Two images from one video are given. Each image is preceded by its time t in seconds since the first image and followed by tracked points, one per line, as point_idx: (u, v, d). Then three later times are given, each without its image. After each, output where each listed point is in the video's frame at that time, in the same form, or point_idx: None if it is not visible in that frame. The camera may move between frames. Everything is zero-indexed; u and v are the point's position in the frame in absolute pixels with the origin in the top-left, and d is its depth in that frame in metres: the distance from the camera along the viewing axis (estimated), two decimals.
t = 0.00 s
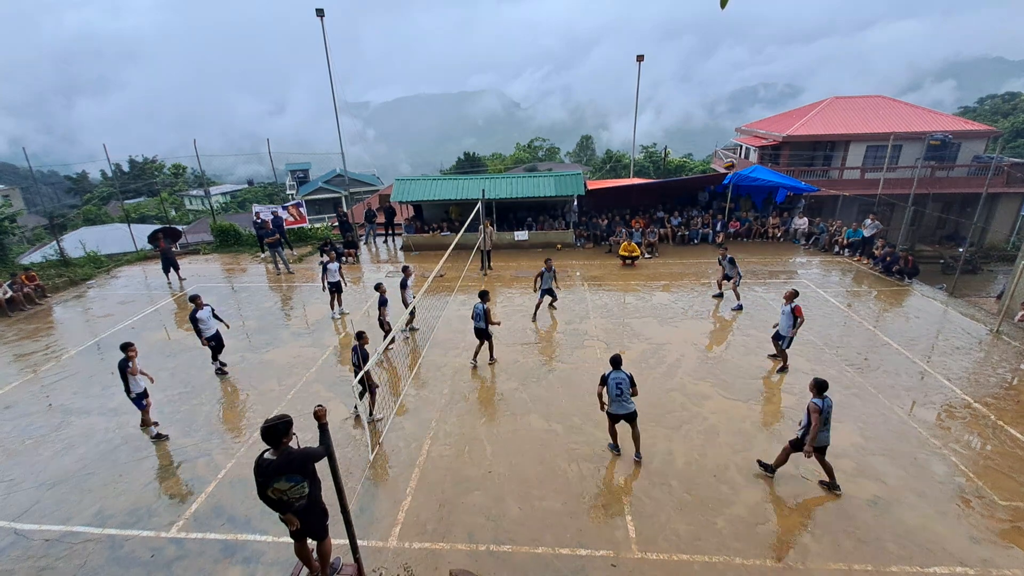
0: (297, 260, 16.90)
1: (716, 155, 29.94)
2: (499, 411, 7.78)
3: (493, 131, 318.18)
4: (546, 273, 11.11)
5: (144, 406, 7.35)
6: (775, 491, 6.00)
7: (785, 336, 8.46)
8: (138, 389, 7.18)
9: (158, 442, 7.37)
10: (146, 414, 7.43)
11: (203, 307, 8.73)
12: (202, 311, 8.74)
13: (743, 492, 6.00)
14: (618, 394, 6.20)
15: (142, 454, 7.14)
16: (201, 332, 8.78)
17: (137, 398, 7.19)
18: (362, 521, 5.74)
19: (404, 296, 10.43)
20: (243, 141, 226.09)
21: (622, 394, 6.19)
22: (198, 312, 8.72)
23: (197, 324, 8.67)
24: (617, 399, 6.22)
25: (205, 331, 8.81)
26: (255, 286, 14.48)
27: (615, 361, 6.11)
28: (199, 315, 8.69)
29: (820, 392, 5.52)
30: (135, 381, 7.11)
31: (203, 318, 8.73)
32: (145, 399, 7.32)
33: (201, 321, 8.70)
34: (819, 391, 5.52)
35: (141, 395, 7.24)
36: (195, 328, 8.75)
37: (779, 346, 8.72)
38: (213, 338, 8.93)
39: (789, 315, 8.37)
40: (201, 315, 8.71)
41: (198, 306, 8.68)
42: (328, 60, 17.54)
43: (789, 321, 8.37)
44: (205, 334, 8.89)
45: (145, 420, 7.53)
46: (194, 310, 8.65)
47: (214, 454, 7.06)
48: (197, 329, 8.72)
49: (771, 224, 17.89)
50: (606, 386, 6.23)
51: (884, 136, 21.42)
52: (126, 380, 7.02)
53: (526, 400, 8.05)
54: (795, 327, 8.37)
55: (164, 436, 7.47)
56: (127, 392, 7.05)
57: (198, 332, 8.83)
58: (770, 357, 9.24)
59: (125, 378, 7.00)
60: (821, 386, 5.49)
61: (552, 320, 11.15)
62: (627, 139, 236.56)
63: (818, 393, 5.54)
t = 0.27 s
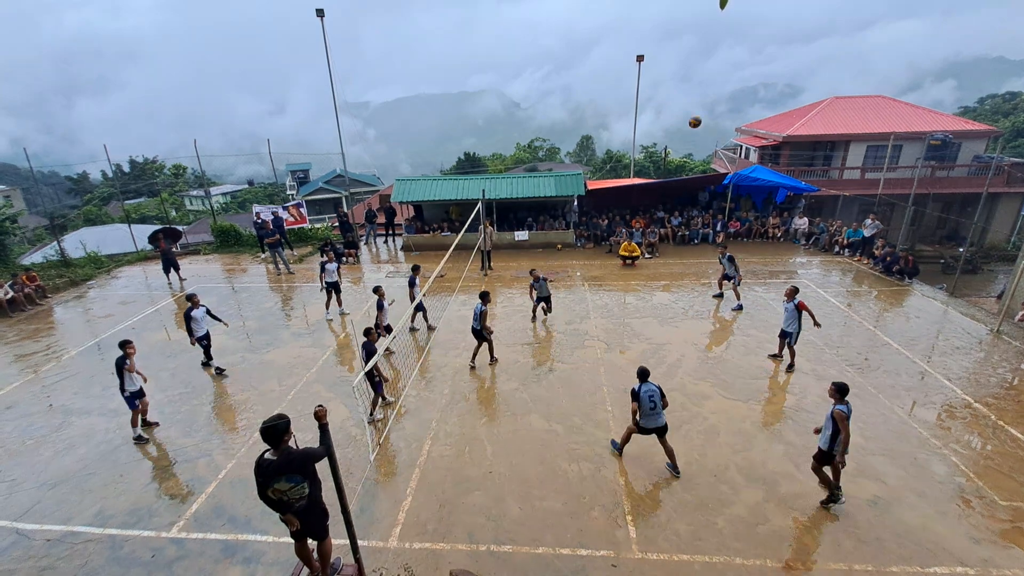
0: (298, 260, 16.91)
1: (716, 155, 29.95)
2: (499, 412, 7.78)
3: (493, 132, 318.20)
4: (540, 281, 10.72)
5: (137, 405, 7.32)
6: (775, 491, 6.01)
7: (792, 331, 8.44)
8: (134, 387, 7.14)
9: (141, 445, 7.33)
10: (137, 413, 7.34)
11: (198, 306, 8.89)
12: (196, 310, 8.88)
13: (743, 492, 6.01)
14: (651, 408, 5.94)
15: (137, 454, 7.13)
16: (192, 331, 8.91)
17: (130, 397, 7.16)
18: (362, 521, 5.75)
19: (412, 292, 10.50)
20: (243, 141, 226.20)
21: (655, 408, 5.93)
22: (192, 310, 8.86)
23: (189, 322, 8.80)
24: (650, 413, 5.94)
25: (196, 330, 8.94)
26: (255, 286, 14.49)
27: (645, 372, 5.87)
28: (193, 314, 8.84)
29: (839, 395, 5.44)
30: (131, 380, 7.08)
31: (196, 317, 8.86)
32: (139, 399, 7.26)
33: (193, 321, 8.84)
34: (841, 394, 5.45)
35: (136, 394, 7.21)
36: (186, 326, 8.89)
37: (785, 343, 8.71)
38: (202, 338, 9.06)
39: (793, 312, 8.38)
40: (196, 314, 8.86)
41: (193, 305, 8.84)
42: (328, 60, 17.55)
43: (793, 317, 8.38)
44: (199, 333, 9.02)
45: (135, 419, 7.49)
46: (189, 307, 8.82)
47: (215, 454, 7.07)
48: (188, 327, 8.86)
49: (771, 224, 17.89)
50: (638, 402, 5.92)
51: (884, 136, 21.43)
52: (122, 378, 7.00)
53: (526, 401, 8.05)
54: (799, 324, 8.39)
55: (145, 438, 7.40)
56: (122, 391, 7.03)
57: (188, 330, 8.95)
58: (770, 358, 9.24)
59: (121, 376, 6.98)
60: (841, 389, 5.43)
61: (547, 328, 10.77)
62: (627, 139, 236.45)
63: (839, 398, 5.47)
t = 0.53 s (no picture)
0: (297, 260, 16.92)
1: (716, 155, 29.96)
2: (499, 411, 7.80)
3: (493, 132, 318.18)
4: (543, 287, 10.06)
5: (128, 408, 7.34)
6: (775, 491, 6.01)
7: (797, 333, 8.47)
8: (128, 391, 7.19)
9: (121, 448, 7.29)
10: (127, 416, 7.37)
11: (190, 303, 8.97)
12: (187, 307, 8.95)
13: (744, 492, 6.01)
14: (671, 413, 5.85)
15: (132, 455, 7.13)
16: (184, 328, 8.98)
17: (123, 400, 7.19)
18: (362, 521, 5.75)
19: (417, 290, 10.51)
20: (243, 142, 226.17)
21: (675, 411, 5.86)
22: (183, 309, 8.91)
23: (181, 320, 8.87)
24: (670, 417, 5.84)
25: (188, 328, 9.01)
26: (255, 286, 14.51)
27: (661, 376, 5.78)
28: (184, 311, 8.91)
29: (851, 411, 5.27)
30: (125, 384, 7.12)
31: (187, 315, 8.94)
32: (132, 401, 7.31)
33: (185, 318, 8.93)
34: (852, 411, 5.25)
35: (130, 398, 7.25)
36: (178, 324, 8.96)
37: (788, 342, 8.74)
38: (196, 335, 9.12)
39: (800, 314, 8.38)
40: (186, 312, 8.92)
41: (184, 303, 8.87)
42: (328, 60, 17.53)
43: (801, 319, 8.38)
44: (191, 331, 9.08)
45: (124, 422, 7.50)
46: (179, 307, 8.83)
47: (215, 454, 7.08)
48: (180, 325, 8.94)
49: (771, 224, 17.89)
50: (658, 408, 5.82)
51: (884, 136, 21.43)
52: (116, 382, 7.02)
53: (526, 401, 8.06)
54: (806, 327, 8.40)
55: (126, 443, 7.35)
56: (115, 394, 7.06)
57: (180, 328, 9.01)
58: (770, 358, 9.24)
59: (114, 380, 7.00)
60: (854, 405, 5.23)
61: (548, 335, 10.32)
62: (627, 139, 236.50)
63: (850, 414, 5.28)
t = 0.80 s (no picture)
0: (297, 260, 16.93)
1: (716, 155, 29.96)
2: (499, 411, 7.80)
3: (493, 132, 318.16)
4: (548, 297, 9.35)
5: (119, 413, 7.28)
6: (775, 491, 6.01)
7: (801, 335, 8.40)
8: (120, 396, 7.13)
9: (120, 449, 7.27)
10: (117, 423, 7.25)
11: (178, 305, 9.10)
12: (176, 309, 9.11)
13: (743, 492, 6.01)
14: (683, 422, 5.70)
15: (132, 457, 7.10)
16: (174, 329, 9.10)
17: (113, 405, 7.12)
18: (362, 522, 5.75)
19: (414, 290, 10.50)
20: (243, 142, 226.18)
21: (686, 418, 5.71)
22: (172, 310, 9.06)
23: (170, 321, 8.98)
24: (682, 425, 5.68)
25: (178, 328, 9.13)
26: (255, 286, 14.52)
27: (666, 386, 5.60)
28: (173, 313, 9.02)
29: (851, 415, 5.10)
30: (116, 389, 7.07)
31: (177, 316, 9.06)
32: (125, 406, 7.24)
33: (175, 319, 9.05)
34: (851, 415, 5.08)
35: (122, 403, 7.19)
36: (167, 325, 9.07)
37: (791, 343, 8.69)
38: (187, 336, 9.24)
39: (809, 317, 8.26)
40: (175, 313, 9.04)
41: (173, 304, 9.03)
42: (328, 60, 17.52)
43: (808, 322, 8.29)
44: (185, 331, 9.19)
45: (118, 426, 7.46)
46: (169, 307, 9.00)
47: (215, 454, 7.08)
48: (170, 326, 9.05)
49: (771, 224, 17.89)
50: (669, 420, 5.67)
51: (884, 136, 21.43)
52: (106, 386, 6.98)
53: (526, 401, 8.06)
54: (813, 329, 8.31)
55: (126, 443, 7.34)
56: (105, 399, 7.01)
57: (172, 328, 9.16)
58: (770, 358, 9.24)
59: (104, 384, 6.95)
60: (852, 410, 5.07)
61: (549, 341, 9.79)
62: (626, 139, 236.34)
63: (848, 418, 5.12)
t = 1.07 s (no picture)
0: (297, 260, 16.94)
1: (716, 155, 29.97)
2: (499, 411, 7.81)
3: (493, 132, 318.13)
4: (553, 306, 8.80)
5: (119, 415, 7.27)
6: (775, 491, 6.01)
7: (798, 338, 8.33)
8: (118, 398, 7.12)
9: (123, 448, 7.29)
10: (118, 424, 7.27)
11: (169, 303, 9.25)
12: (168, 307, 9.26)
13: (743, 492, 6.01)
14: (681, 421, 5.69)
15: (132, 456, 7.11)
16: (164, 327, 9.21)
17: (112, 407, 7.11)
18: (362, 522, 5.76)
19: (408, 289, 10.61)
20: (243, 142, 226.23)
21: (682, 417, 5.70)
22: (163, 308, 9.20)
23: (161, 318, 9.12)
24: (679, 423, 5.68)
25: (167, 326, 9.24)
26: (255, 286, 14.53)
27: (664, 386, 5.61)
28: (164, 311, 9.17)
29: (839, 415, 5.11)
30: (114, 390, 7.06)
31: (167, 314, 9.19)
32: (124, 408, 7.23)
33: (165, 316, 9.18)
34: (837, 415, 5.11)
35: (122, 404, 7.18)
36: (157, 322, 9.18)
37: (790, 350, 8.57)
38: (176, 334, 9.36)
39: (809, 322, 8.21)
40: (166, 311, 9.19)
41: (165, 302, 9.19)
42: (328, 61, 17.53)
43: (808, 326, 8.22)
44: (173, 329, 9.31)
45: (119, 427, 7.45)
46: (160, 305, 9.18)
47: (215, 455, 7.08)
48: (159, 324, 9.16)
49: (771, 224, 17.89)
50: (668, 420, 5.65)
51: (884, 136, 21.44)
52: (104, 388, 6.97)
53: (526, 401, 8.06)
54: (813, 334, 8.24)
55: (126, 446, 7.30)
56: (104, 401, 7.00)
57: (160, 326, 9.28)
58: (770, 358, 9.25)
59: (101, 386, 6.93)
60: (838, 409, 5.10)
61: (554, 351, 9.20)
62: (626, 139, 236.33)
63: (835, 418, 5.13)
